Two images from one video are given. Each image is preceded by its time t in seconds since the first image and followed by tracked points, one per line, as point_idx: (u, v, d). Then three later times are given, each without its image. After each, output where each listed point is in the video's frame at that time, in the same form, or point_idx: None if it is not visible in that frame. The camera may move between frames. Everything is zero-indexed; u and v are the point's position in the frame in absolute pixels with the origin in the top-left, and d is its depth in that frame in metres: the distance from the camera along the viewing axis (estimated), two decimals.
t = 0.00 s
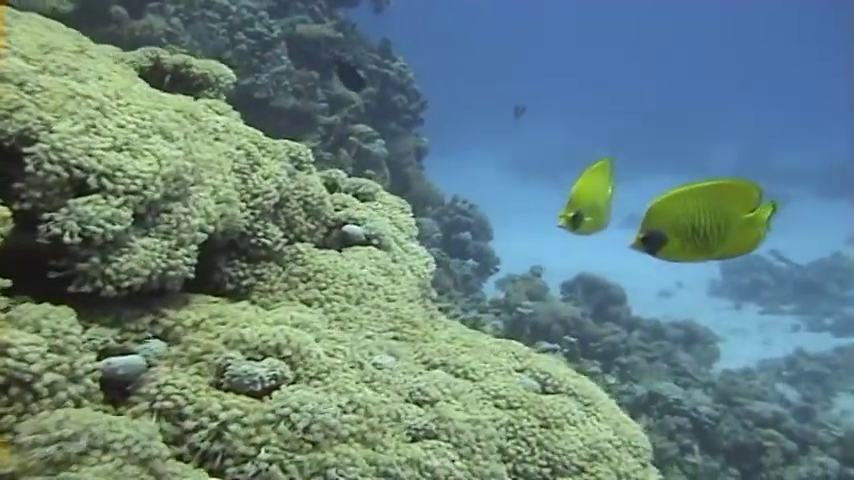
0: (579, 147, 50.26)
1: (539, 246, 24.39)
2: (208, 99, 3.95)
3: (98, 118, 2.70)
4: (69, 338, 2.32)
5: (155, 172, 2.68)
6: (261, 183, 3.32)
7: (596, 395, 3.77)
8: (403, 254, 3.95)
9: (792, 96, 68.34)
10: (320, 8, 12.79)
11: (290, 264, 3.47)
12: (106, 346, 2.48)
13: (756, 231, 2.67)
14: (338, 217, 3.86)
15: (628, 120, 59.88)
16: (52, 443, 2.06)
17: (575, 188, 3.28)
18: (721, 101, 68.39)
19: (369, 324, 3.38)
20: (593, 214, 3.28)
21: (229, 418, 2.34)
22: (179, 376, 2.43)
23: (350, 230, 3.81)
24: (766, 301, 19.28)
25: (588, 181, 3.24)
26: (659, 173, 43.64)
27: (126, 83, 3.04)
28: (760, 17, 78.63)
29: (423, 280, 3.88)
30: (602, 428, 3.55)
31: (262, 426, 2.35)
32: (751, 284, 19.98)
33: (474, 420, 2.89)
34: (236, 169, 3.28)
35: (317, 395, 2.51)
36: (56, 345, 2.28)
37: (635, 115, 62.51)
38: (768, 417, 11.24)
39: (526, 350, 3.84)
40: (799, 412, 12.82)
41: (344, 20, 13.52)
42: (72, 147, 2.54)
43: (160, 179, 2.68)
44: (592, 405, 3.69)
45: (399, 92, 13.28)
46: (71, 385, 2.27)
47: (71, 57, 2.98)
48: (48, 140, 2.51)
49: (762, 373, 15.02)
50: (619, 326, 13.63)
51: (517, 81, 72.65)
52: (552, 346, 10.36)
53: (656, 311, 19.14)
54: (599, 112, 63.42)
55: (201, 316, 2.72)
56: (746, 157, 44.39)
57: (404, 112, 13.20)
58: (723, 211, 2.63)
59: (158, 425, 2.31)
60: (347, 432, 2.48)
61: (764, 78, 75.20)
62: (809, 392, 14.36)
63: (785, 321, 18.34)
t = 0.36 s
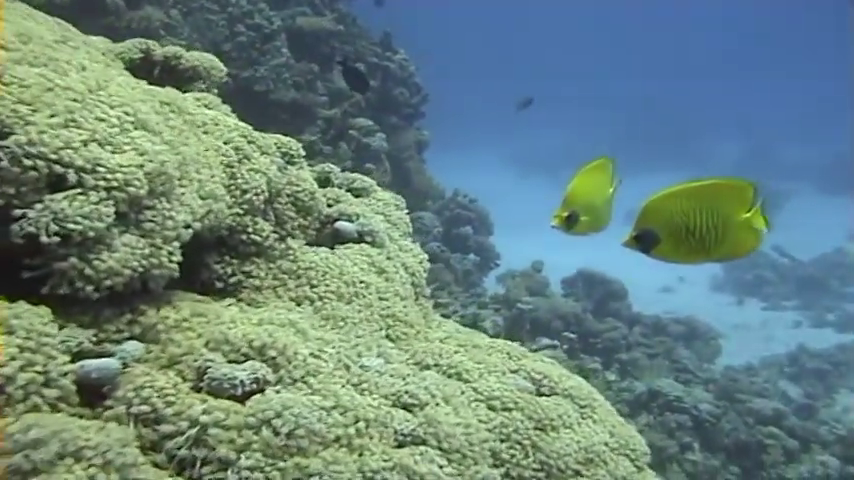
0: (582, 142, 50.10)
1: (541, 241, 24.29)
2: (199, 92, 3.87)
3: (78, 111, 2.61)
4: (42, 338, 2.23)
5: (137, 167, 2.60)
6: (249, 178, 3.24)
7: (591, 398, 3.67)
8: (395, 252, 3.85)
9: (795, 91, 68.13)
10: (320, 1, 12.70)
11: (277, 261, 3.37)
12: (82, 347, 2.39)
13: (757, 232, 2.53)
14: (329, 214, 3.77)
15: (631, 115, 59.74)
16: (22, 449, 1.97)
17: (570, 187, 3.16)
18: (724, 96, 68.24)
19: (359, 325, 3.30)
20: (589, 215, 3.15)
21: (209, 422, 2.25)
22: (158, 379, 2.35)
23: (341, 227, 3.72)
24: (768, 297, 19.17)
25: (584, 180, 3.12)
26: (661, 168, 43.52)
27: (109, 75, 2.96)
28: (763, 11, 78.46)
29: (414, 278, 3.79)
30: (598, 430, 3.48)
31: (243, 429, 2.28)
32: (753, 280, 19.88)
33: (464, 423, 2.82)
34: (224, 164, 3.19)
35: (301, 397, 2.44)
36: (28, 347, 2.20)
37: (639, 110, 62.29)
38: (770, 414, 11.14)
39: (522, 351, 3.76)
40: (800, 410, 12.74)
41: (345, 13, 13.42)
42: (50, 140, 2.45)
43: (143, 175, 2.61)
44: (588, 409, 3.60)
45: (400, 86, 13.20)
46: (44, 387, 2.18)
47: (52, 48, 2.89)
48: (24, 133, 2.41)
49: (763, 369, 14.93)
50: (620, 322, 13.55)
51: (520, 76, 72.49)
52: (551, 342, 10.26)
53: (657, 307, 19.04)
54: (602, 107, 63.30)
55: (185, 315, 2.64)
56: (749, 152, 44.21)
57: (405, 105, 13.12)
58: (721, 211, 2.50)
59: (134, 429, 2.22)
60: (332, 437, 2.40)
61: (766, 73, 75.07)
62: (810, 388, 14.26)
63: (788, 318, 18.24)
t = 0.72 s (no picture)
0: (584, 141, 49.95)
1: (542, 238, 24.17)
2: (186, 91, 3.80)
3: (49, 106, 2.48)
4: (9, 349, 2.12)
5: (115, 167, 2.46)
6: (234, 177, 3.14)
7: (586, 404, 3.57)
8: (386, 255, 3.74)
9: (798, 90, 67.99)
10: None
11: (265, 262, 3.27)
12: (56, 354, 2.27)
13: (756, 237, 2.39)
14: (320, 214, 3.69)
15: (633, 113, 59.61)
16: None
17: (563, 188, 2.89)
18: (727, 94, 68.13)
19: (347, 329, 3.21)
20: (584, 220, 2.87)
21: (183, 433, 2.16)
22: (134, 388, 2.26)
23: (331, 227, 3.64)
24: (770, 297, 19.04)
25: (580, 182, 2.84)
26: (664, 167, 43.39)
27: (88, 70, 2.84)
28: (766, 10, 78.32)
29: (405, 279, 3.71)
30: (593, 438, 3.38)
31: (222, 440, 2.18)
32: (756, 280, 19.74)
33: (454, 430, 2.71)
34: (211, 162, 3.09)
35: (284, 404, 2.35)
36: None
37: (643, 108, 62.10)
38: (773, 416, 11.01)
39: (517, 356, 3.66)
40: (802, 412, 12.62)
41: (345, 10, 13.31)
42: (22, 138, 2.32)
43: (121, 173, 2.47)
44: (583, 415, 3.51)
45: (399, 84, 13.10)
46: (12, 398, 2.09)
47: (26, 42, 2.77)
48: None
49: (765, 370, 14.81)
50: (621, 322, 13.44)
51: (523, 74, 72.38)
52: (551, 343, 10.18)
53: (659, 307, 18.90)
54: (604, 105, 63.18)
55: (166, 321, 2.55)
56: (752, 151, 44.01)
57: (404, 103, 13.04)
58: (714, 215, 2.37)
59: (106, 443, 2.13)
60: (314, 447, 2.30)
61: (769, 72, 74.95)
62: (812, 389, 14.14)
63: (790, 318, 18.12)
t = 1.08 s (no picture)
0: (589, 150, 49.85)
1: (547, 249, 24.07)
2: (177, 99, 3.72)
3: (20, 115, 2.39)
4: None
5: (91, 177, 2.37)
6: (220, 187, 3.07)
7: (581, 422, 3.46)
8: (376, 268, 3.65)
9: (802, 99, 67.97)
10: (321, 4, 12.56)
11: (252, 275, 3.19)
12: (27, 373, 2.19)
13: (751, 254, 2.24)
14: (309, 226, 3.62)
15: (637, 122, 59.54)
16: None
17: (558, 199, 2.57)
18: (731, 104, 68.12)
19: (334, 344, 3.11)
20: (578, 234, 2.56)
21: (152, 457, 2.06)
22: (107, 409, 2.17)
23: (323, 239, 3.56)
24: (773, 307, 18.92)
25: (577, 193, 2.54)
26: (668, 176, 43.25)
27: (68, 77, 2.76)
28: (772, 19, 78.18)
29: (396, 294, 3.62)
30: (590, 460, 3.26)
31: (195, 463, 2.07)
32: (760, 290, 19.62)
33: (440, 451, 2.57)
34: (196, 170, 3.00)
35: (263, 423, 2.23)
36: None
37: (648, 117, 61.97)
38: (775, 429, 10.89)
39: (511, 371, 3.56)
40: (805, 425, 12.50)
41: (346, 18, 13.27)
42: None
43: (98, 183, 2.38)
44: (579, 433, 3.40)
45: (400, 92, 13.05)
46: None
47: (4, 49, 2.70)
48: None
49: (768, 382, 14.70)
50: (622, 333, 13.33)
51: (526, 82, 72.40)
52: (552, 354, 10.09)
53: (662, 317, 18.78)
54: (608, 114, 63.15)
55: (145, 337, 2.45)
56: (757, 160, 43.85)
57: (406, 111, 12.98)
58: (707, 230, 2.22)
59: (73, 466, 2.03)
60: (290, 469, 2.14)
61: (774, 81, 74.84)
62: (816, 402, 14.02)
63: (794, 329, 17.98)
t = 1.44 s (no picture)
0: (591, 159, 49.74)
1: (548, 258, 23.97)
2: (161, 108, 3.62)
3: None
4: None
5: (63, 188, 2.27)
6: (201, 197, 2.96)
7: (575, 442, 3.35)
8: (366, 283, 3.55)
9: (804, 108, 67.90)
10: (320, 12, 12.49)
11: (234, 290, 3.08)
12: None
13: (739, 270, 2.14)
14: (296, 237, 3.53)
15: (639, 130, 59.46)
16: None
17: (546, 212, 2.50)
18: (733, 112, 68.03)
19: (319, 360, 3.01)
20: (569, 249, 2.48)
21: None
22: (71, 435, 2.06)
23: (310, 252, 3.46)
24: (776, 317, 18.80)
25: (568, 205, 2.45)
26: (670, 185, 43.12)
27: (42, 84, 2.67)
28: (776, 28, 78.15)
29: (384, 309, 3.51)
30: None
31: None
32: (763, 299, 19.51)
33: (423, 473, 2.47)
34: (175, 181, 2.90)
35: (239, 446, 2.13)
36: None
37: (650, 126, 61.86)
38: (779, 443, 10.77)
39: (503, 388, 3.46)
40: (808, 438, 12.37)
41: (344, 26, 13.20)
42: None
43: (67, 193, 2.27)
44: (572, 452, 3.30)
45: (399, 101, 12.97)
46: None
47: None
48: None
49: (770, 393, 14.58)
50: (623, 343, 13.22)
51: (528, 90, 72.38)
52: (551, 365, 9.99)
53: (663, 328, 18.66)
54: (610, 122, 63.09)
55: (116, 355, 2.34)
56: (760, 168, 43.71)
57: (404, 120, 12.91)
58: (694, 243, 2.12)
59: None
60: None
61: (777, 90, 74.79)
62: (819, 412, 13.89)
63: (797, 339, 17.86)
